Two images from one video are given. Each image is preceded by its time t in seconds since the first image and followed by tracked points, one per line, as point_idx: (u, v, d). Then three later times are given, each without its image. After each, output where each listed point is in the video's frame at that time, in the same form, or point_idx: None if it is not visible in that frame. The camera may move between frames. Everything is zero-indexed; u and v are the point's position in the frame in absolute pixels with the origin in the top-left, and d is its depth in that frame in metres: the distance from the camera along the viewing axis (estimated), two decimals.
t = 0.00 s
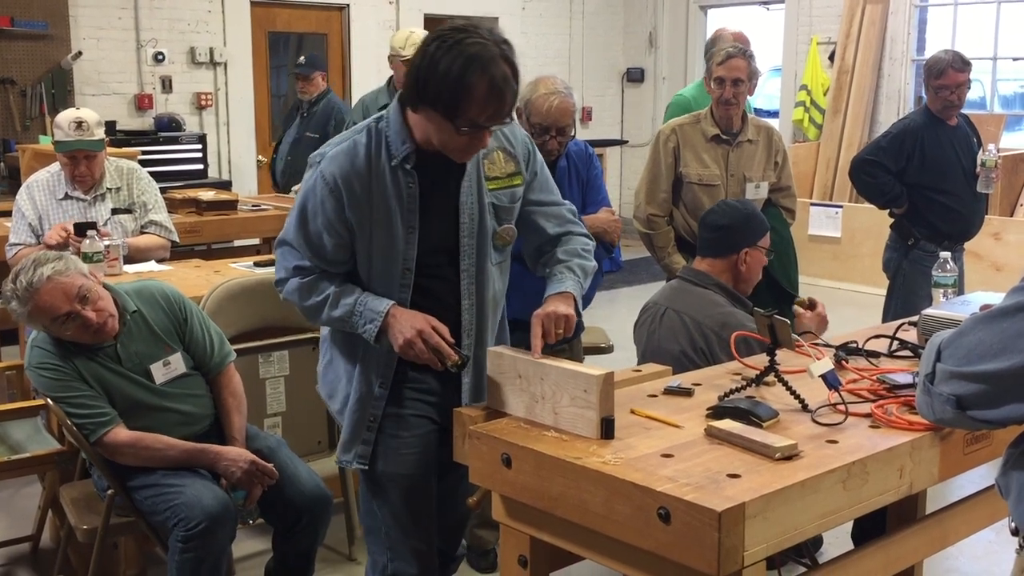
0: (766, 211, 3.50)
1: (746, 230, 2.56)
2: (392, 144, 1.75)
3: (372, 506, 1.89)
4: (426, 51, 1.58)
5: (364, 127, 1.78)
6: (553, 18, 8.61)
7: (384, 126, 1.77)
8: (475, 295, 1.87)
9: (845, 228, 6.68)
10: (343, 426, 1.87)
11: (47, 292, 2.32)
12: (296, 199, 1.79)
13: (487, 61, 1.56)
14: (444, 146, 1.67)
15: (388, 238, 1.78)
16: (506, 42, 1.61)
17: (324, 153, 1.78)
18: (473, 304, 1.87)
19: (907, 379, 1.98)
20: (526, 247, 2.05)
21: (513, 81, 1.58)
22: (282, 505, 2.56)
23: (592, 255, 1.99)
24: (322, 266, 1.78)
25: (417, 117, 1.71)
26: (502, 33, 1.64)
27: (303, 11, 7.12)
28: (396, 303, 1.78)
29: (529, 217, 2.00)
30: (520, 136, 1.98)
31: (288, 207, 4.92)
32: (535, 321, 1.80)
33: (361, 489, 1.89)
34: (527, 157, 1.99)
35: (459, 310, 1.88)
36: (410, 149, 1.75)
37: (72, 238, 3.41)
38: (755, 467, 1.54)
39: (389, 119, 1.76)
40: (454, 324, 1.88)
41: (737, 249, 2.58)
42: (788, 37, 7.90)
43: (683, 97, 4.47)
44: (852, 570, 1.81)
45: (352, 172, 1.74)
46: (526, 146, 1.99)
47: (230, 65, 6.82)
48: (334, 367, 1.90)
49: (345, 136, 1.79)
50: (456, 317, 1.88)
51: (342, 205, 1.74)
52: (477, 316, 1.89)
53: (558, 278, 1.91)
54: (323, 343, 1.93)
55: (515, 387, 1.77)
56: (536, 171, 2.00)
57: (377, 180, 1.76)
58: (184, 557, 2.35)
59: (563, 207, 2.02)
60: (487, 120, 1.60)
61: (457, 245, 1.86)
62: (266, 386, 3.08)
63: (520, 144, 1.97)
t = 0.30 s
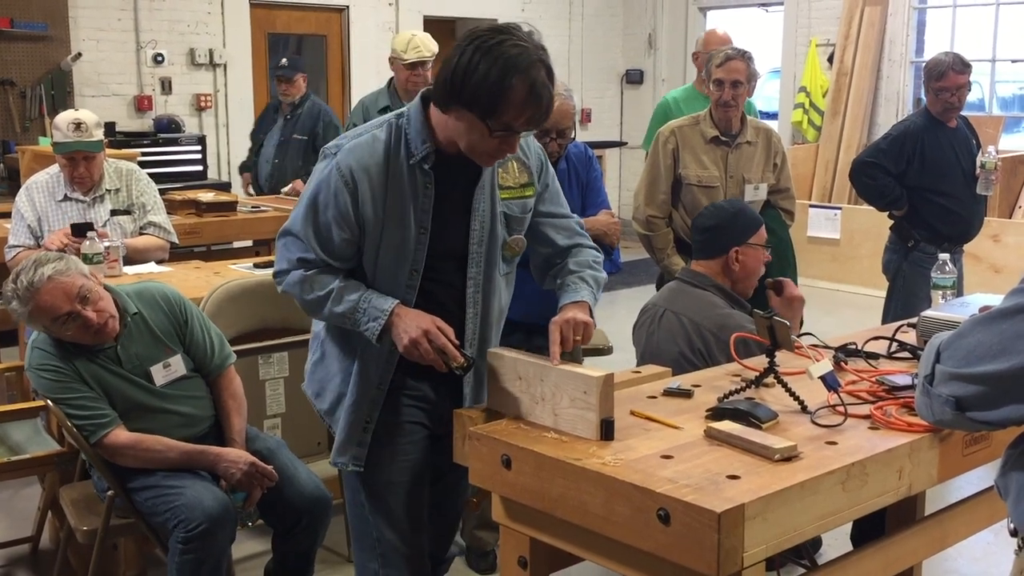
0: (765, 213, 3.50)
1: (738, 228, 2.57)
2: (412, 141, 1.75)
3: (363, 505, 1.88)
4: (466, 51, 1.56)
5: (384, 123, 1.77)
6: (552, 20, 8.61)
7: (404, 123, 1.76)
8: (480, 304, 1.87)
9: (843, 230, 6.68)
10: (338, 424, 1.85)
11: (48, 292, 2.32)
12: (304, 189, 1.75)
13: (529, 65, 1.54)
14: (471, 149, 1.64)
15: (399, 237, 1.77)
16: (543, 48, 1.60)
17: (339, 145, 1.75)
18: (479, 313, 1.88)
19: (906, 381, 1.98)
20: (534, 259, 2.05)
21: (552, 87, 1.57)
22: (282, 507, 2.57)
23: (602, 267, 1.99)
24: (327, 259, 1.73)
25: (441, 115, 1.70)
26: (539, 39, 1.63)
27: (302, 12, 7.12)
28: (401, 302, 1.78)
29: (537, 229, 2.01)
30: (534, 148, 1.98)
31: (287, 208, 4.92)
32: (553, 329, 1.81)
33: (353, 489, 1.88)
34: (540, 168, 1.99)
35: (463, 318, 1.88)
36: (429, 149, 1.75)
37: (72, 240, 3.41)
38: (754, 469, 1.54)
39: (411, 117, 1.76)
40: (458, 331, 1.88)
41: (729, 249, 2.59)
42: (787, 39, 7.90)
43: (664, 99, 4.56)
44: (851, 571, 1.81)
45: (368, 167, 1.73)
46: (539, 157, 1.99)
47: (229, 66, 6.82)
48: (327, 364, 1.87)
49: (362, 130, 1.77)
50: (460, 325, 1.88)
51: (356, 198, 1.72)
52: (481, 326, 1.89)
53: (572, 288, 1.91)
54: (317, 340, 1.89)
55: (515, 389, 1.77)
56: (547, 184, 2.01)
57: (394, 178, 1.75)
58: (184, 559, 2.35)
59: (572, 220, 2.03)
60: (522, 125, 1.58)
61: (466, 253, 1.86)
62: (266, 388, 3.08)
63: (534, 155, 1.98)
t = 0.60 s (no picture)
0: (762, 213, 3.50)
1: (731, 227, 2.58)
2: (423, 144, 1.75)
3: (357, 508, 1.88)
4: (483, 53, 1.56)
5: (395, 124, 1.77)
6: (549, 20, 8.62)
7: (415, 125, 1.76)
8: (486, 311, 1.87)
9: (841, 230, 6.69)
10: (336, 427, 1.84)
11: (47, 290, 2.32)
12: (310, 188, 1.74)
13: (548, 68, 1.55)
14: (485, 153, 1.64)
15: (406, 240, 1.77)
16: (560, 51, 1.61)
17: (347, 145, 1.75)
18: (484, 319, 1.88)
19: (903, 382, 1.99)
20: (540, 267, 2.05)
21: (570, 91, 1.58)
22: (280, 506, 2.57)
23: (610, 274, 1.99)
24: (330, 260, 1.72)
25: (454, 118, 1.70)
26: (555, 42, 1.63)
27: (300, 13, 7.12)
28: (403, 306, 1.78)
29: (544, 237, 2.01)
30: (542, 154, 1.99)
31: (285, 209, 4.92)
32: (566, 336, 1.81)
33: (348, 493, 1.88)
34: (548, 176, 2.00)
35: (467, 324, 1.88)
36: (440, 153, 1.75)
37: (72, 241, 3.41)
38: (752, 469, 1.54)
39: (422, 119, 1.76)
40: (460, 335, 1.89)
41: (723, 249, 2.59)
42: (785, 40, 7.91)
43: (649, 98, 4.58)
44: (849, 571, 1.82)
45: (376, 168, 1.72)
46: (547, 164, 2.00)
47: (227, 67, 6.83)
48: (325, 365, 1.86)
49: (372, 130, 1.77)
50: (463, 329, 1.89)
51: (364, 199, 1.72)
52: (486, 333, 1.89)
53: (583, 294, 1.91)
54: (314, 340, 1.88)
55: (514, 389, 1.77)
56: (554, 192, 2.01)
57: (404, 180, 1.75)
58: (182, 559, 2.36)
59: (578, 228, 2.03)
60: (539, 129, 1.58)
61: (473, 259, 1.86)
62: (264, 389, 3.08)
63: (541, 163, 1.98)
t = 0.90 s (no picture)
0: (759, 213, 3.51)
1: (730, 228, 2.58)
2: (428, 147, 1.75)
3: (352, 510, 1.88)
4: (492, 56, 1.56)
5: (400, 126, 1.78)
6: (546, 20, 8.62)
7: (421, 128, 1.77)
8: (487, 314, 1.87)
9: (838, 230, 6.70)
10: (334, 429, 1.84)
11: (46, 285, 2.33)
12: (312, 187, 1.74)
13: (558, 72, 1.55)
14: (492, 158, 1.64)
15: (408, 242, 1.77)
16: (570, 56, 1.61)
17: (352, 144, 1.75)
18: (485, 322, 1.88)
19: (900, 380, 1.99)
20: (544, 272, 2.05)
21: (580, 96, 1.58)
22: (277, 505, 2.57)
23: (616, 278, 1.99)
24: (331, 260, 1.72)
25: (462, 122, 1.71)
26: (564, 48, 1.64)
27: (297, 12, 7.12)
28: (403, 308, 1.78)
29: (547, 242, 2.01)
30: (547, 160, 1.99)
31: (283, 208, 4.92)
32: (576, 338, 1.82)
33: (344, 495, 1.88)
34: (552, 181, 2.00)
35: (467, 327, 1.89)
36: (444, 156, 1.75)
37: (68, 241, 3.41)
38: (749, 468, 1.55)
39: (428, 122, 1.76)
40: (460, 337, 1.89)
41: (722, 249, 2.60)
42: (782, 40, 7.91)
43: (630, 97, 4.59)
44: (846, 570, 1.82)
45: (379, 169, 1.73)
46: (551, 169, 2.00)
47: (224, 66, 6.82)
48: (323, 367, 1.86)
49: (377, 131, 1.77)
50: (463, 332, 1.89)
51: (367, 199, 1.72)
52: (487, 337, 1.89)
53: (592, 298, 1.91)
54: (313, 341, 1.88)
55: (511, 389, 1.77)
56: (559, 198, 2.02)
57: (407, 181, 1.75)
58: (180, 559, 2.36)
59: (582, 233, 2.03)
60: (547, 133, 1.58)
61: (475, 264, 1.86)
62: (261, 388, 3.08)
63: (545, 168, 1.98)
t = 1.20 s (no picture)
0: (756, 213, 3.51)
1: (730, 228, 2.58)
2: (427, 147, 1.75)
3: (350, 510, 1.88)
4: (489, 57, 1.56)
5: (399, 126, 1.78)
6: (544, 20, 8.63)
7: (419, 127, 1.77)
8: (485, 314, 1.87)
9: (835, 230, 6.71)
10: (337, 432, 1.84)
11: (47, 280, 2.34)
12: (311, 188, 1.74)
13: (556, 71, 1.55)
14: (490, 158, 1.64)
15: (408, 242, 1.77)
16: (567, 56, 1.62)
17: (351, 144, 1.75)
18: (483, 322, 1.88)
19: (897, 381, 2.00)
20: (542, 273, 2.05)
21: (579, 95, 1.58)
22: (275, 504, 2.57)
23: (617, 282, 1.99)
24: (330, 261, 1.72)
25: (460, 122, 1.71)
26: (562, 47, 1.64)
27: (294, 12, 7.11)
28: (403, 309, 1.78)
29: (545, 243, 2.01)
30: (546, 161, 2.00)
31: (281, 208, 4.92)
32: (592, 339, 1.83)
33: (344, 497, 1.88)
34: (551, 182, 2.01)
35: (466, 327, 1.88)
36: (443, 155, 1.75)
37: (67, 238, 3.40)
38: (746, 468, 1.55)
39: (426, 121, 1.76)
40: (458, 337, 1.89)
41: (720, 249, 2.60)
42: (779, 40, 7.91)
43: (624, 98, 4.63)
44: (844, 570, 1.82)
45: (378, 169, 1.73)
46: (551, 170, 2.01)
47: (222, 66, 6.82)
48: (322, 369, 1.85)
49: (375, 131, 1.77)
50: (461, 332, 1.89)
51: (366, 199, 1.72)
52: (485, 337, 1.89)
53: (596, 302, 1.91)
54: (312, 342, 1.88)
55: (509, 389, 1.77)
56: (557, 200, 2.02)
57: (406, 181, 1.75)
58: (178, 559, 2.35)
59: (580, 234, 2.03)
60: (545, 133, 1.58)
61: (474, 264, 1.86)
62: (259, 388, 3.08)
63: (545, 168, 1.99)
